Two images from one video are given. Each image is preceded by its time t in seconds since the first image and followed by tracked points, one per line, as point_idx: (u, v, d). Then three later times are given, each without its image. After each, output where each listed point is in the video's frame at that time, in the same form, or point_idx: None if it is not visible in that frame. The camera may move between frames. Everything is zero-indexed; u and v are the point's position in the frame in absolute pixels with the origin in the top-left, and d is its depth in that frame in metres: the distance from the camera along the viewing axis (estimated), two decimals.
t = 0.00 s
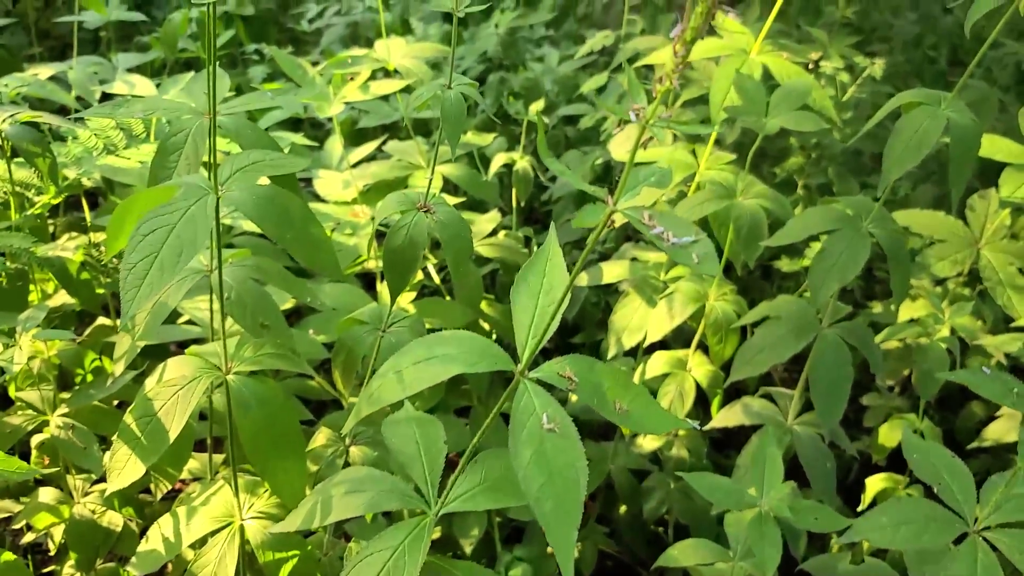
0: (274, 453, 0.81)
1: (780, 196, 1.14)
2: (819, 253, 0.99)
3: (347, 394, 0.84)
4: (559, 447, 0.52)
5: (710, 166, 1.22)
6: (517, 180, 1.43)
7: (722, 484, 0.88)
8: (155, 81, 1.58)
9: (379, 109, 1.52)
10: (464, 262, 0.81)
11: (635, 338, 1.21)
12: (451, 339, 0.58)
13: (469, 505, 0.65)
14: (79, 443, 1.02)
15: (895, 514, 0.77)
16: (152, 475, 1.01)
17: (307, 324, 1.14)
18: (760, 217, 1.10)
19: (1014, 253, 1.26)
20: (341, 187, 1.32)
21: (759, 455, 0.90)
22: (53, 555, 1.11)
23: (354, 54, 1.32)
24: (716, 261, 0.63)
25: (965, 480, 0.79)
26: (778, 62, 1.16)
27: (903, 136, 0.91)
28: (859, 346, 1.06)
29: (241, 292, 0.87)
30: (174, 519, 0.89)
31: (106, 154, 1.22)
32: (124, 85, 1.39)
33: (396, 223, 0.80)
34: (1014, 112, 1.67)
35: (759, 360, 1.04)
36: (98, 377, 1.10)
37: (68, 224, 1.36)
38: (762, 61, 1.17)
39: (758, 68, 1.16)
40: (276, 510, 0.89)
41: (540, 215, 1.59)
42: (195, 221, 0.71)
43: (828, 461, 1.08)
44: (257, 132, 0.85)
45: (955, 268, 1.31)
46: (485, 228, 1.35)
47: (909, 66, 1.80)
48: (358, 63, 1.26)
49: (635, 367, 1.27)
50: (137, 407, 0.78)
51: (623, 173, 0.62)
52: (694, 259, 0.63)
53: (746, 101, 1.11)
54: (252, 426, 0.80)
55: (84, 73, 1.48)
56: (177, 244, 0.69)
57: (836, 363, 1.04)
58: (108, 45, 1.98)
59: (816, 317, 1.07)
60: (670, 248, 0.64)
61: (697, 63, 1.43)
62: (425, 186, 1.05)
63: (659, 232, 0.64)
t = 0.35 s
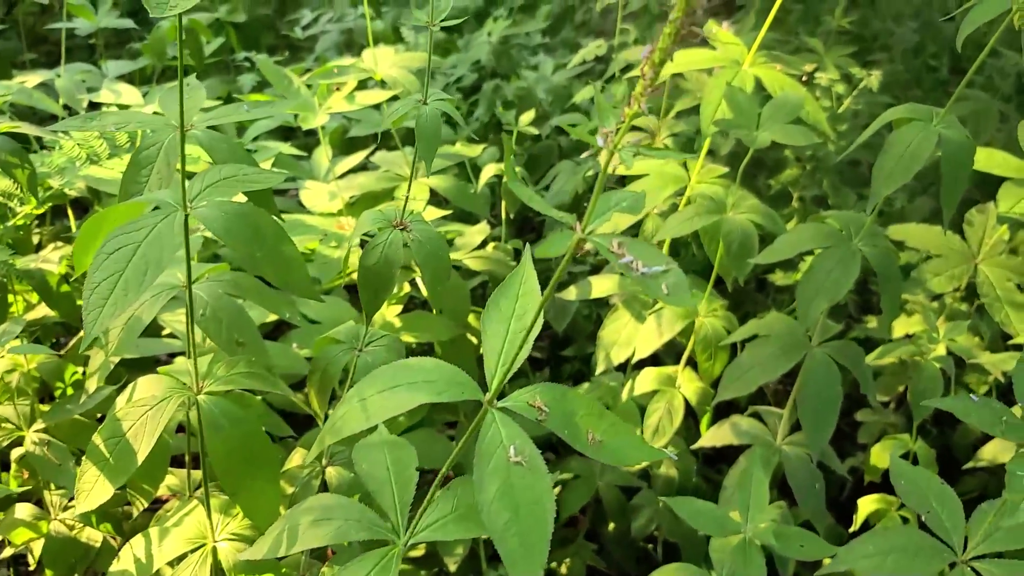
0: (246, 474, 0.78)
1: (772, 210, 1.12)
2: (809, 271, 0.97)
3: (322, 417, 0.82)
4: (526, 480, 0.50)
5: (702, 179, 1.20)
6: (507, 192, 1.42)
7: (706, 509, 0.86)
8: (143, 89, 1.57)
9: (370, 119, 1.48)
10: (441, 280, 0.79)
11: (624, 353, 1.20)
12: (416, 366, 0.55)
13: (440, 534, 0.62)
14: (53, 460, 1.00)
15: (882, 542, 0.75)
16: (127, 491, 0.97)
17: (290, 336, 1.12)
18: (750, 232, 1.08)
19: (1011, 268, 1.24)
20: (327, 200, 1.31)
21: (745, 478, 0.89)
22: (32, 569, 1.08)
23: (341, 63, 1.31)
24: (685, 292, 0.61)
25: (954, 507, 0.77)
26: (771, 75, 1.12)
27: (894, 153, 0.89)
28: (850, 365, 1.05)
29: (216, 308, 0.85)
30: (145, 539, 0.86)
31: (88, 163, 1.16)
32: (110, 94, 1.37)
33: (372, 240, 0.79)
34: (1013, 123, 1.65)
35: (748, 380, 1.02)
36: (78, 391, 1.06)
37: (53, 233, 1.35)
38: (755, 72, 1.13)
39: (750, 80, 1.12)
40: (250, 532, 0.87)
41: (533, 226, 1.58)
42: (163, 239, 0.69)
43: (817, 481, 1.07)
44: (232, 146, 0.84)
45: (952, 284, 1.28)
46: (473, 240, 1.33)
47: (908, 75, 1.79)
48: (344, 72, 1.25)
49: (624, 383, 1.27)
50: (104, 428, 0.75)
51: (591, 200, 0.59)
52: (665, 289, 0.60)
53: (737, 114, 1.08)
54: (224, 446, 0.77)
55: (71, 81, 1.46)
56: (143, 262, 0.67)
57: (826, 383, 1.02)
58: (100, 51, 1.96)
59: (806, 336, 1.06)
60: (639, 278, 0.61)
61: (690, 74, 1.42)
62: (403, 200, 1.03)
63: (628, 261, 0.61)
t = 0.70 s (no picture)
0: (218, 501, 0.77)
1: (757, 232, 1.11)
2: (791, 295, 0.97)
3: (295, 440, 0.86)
4: (482, 524, 0.50)
5: (688, 199, 1.19)
6: (495, 208, 1.42)
7: (684, 539, 0.85)
8: (133, 101, 1.57)
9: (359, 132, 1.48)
10: (413, 307, 0.80)
11: (608, 373, 1.19)
12: (372, 405, 0.55)
13: (402, 572, 0.63)
14: (26, 482, 0.97)
15: None
16: (103, 515, 0.97)
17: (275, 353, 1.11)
18: (734, 254, 1.08)
19: (1000, 286, 1.22)
20: (312, 216, 1.30)
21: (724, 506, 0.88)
22: None
23: (327, 80, 1.31)
24: (639, 339, 0.55)
25: (931, 540, 0.76)
26: (757, 94, 1.11)
27: (874, 178, 0.89)
28: (833, 390, 1.05)
29: (191, 330, 0.84)
30: (116, 565, 0.85)
31: (71, 179, 1.16)
32: (97, 107, 1.35)
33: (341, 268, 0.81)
34: (1008, 137, 1.64)
35: (729, 406, 1.02)
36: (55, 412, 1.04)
37: (39, 247, 1.34)
38: (740, 92, 1.12)
39: (735, 101, 1.12)
40: (222, 559, 0.87)
41: (524, 239, 1.57)
42: (129, 267, 0.69)
43: (801, 507, 1.07)
44: (207, 169, 0.84)
45: (940, 303, 1.27)
46: (461, 256, 1.33)
47: (903, 88, 1.78)
48: (331, 89, 1.26)
49: (610, 403, 1.27)
50: (72, 455, 0.75)
51: (544, 242, 0.57)
52: (615, 336, 0.55)
53: (721, 136, 1.08)
54: (196, 472, 0.77)
55: (59, 94, 1.46)
56: (108, 291, 0.67)
57: (809, 408, 1.02)
58: (92, 62, 1.96)
59: (788, 360, 1.06)
60: (589, 323, 0.56)
61: (679, 90, 1.42)
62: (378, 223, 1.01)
63: (581, 306, 0.57)
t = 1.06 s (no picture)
0: (204, 517, 0.76)
1: (756, 254, 1.10)
2: (787, 320, 0.96)
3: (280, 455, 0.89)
4: (458, 558, 0.51)
5: (688, 217, 1.18)
6: (494, 222, 1.42)
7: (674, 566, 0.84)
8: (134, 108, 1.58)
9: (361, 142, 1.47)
10: (402, 327, 0.81)
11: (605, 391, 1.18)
12: (351, 432, 0.56)
13: None
14: (15, 492, 0.95)
15: None
16: (92, 526, 0.96)
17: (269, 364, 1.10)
18: (731, 275, 1.07)
19: (1001, 310, 1.21)
20: (310, 227, 1.29)
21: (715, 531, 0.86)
22: None
23: (328, 91, 1.31)
24: (618, 376, 0.56)
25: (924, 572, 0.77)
26: (758, 114, 1.10)
27: (875, 205, 0.88)
28: (829, 415, 1.04)
29: (182, 343, 0.84)
30: None
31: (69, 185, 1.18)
32: (98, 113, 1.36)
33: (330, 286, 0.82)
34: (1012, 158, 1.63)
35: (725, 428, 1.02)
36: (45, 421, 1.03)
37: (37, 252, 1.35)
38: (741, 111, 1.11)
39: (735, 121, 1.11)
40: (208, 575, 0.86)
41: (524, 250, 1.57)
42: (117, 283, 0.68)
43: (796, 532, 1.06)
44: (200, 183, 0.84)
45: (941, 326, 1.25)
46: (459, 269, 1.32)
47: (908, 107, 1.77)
48: (331, 100, 1.26)
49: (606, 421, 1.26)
50: (57, 469, 0.75)
51: (525, 275, 0.55)
52: (593, 373, 0.56)
53: (720, 156, 1.08)
54: (182, 488, 0.76)
55: (61, 100, 1.47)
56: (95, 306, 0.66)
57: (805, 432, 1.01)
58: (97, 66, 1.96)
59: (785, 384, 1.05)
60: (568, 359, 0.57)
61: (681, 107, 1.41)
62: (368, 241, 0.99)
63: (560, 341, 0.58)
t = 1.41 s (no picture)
0: (201, 528, 0.76)
1: (762, 269, 1.09)
2: (793, 337, 0.94)
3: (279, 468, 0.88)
4: None
5: (693, 230, 1.17)
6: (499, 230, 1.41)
7: None
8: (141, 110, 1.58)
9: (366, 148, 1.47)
10: (402, 341, 0.80)
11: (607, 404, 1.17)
12: (348, 448, 0.56)
13: None
14: (13, 497, 0.95)
15: None
16: (90, 532, 0.96)
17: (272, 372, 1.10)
18: (736, 290, 1.06)
19: (1010, 328, 1.19)
20: (314, 234, 1.29)
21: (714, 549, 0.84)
22: None
23: (333, 99, 1.30)
24: (615, 403, 0.56)
25: None
26: (765, 126, 1.09)
27: (883, 224, 0.87)
28: (833, 432, 1.03)
29: (181, 351, 0.83)
30: None
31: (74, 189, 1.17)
32: (104, 117, 1.36)
33: (331, 298, 0.81)
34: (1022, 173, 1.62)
35: (727, 445, 1.01)
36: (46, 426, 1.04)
37: (42, 254, 1.35)
38: (748, 125, 1.10)
39: (743, 133, 1.09)
40: None
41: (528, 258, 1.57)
42: (115, 292, 0.68)
43: (798, 550, 1.05)
44: (202, 192, 0.84)
45: (947, 342, 1.24)
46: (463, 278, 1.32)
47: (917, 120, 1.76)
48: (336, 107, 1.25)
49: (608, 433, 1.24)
50: (54, 478, 0.75)
51: (524, 297, 0.55)
52: (592, 401, 0.55)
53: (726, 169, 1.07)
54: (179, 498, 0.75)
55: (68, 102, 1.47)
56: (93, 316, 0.66)
57: (809, 451, 1.00)
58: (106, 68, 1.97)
59: (789, 401, 1.04)
60: (566, 382, 0.56)
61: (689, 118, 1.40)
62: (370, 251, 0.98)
63: (558, 364, 0.57)
